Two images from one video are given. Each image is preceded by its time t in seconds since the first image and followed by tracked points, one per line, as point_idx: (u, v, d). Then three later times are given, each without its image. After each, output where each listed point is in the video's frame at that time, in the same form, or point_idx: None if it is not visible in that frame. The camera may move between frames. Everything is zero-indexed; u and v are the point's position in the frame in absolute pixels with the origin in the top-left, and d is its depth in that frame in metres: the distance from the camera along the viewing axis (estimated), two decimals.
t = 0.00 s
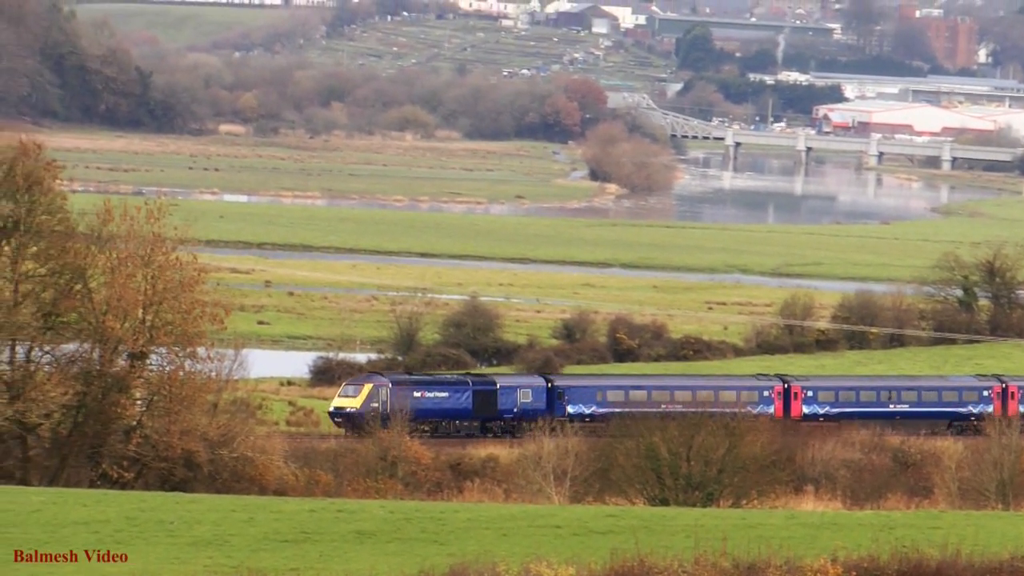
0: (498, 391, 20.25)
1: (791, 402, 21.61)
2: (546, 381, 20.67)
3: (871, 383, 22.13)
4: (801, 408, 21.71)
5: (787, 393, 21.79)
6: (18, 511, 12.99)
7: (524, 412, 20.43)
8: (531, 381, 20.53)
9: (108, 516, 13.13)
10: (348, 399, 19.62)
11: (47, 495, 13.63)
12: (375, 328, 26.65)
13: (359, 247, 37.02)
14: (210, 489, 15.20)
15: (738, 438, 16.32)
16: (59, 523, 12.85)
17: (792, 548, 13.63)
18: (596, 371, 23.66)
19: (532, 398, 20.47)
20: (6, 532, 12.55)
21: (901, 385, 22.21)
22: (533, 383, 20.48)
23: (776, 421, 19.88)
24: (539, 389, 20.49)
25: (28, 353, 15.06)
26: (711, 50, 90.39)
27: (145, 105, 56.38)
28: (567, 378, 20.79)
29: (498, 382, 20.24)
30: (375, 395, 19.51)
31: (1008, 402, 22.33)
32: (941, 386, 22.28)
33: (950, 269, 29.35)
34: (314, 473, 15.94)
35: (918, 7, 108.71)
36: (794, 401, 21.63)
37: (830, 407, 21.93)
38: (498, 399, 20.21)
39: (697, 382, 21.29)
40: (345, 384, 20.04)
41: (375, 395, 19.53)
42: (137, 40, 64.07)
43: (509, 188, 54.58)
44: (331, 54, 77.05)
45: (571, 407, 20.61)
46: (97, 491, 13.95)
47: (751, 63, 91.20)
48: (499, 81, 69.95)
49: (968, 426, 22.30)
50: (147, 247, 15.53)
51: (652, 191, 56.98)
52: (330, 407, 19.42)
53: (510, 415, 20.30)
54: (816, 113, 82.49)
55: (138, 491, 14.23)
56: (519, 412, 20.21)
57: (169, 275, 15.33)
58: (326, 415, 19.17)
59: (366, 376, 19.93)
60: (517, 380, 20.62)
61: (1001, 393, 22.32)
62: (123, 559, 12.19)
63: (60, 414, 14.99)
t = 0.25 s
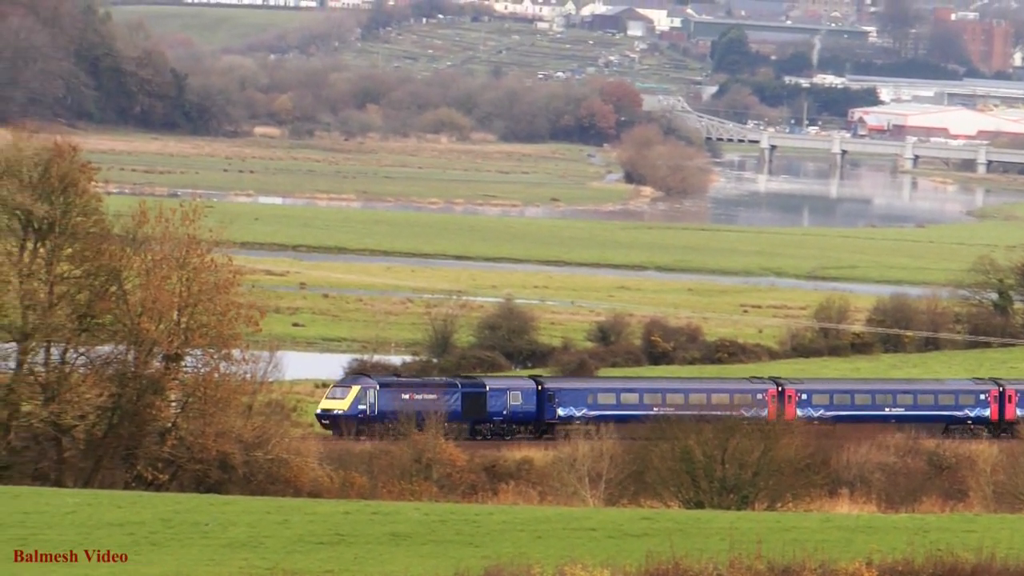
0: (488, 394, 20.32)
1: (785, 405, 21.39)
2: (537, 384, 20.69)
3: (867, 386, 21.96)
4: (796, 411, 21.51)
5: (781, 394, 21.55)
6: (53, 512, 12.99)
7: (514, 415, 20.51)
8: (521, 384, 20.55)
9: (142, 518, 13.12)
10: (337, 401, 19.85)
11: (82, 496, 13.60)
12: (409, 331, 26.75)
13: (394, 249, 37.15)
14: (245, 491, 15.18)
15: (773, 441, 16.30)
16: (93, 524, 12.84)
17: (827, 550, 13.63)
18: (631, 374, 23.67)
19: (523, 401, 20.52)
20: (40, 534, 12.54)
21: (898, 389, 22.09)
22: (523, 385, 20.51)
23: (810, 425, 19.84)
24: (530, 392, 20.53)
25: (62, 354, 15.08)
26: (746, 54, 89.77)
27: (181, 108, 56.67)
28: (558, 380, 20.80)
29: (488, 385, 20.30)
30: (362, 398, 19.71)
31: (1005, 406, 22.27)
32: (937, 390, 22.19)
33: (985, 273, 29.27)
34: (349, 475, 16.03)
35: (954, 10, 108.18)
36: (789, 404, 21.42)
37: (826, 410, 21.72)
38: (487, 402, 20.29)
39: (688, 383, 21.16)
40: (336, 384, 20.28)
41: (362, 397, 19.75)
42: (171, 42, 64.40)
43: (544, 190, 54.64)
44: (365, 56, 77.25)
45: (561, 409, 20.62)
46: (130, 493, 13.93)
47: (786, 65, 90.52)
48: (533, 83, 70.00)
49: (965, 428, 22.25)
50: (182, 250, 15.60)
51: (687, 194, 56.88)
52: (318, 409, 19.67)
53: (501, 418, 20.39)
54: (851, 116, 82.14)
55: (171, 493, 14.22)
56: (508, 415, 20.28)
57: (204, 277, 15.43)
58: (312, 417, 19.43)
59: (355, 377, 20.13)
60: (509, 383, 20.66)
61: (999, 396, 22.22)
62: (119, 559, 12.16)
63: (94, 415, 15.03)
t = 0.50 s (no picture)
0: (482, 395, 20.39)
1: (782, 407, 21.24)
2: (532, 384, 20.72)
3: (866, 388, 21.90)
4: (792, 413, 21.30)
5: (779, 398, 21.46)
6: (87, 512, 13.11)
7: (508, 416, 20.58)
8: (515, 385, 20.58)
9: (175, 518, 13.21)
10: (329, 401, 20.04)
11: (115, 496, 13.73)
12: (443, 332, 26.88)
13: (428, 250, 37.28)
14: (278, 492, 15.36)
15: (806, 444, 16.30)
16: (125, 525, 12.93)
17: (860, 553, 13.64)
18: (664, 376, 23.72)
19: (517, 402, 20.57)
20: (73, 535, 12.62)
21: (898, 391, 22.04)
22: (517, 387, 20.56)
23: (843, 427, 19.85)
24: (525, 394, 20.57)
25: (96, 355, 15.23)
26: (780, 56, 89.51)
27: (214, 108, 57.02)
28: (553, 381, 20.81)
29: (482, 386, 20.36)
30: (354, 399, 19.89)
31: (1005, 410, 22.19)
32: (937, 391, 22.15)
33: (1019, 275, 29.17)
34: (382, 475, 16.25)
35: (990, 13, 107.57)
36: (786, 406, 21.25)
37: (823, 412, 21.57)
38: (480, 403, 20.36)
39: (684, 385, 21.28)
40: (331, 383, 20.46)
41: (354, 398, 19.92)
42: (206, 43, 64.79)
43: (578, 192, 54.69)
44: (399, 56, 77.48)
45: (555, 411, 20.63)
46: (162, 494, 14.04)
47: (820, 67, 90.11)
48: (567, 85, 70.02)
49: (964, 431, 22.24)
50: (215, 250, 15.66)
51: (721, 196, 56.87)
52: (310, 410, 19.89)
53: (495, 419, 20.47)
54: (885, 118, 81.81)
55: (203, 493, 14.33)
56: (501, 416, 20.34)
57: (238, 277, 15.50)
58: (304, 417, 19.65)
59: (348, 377, 20.28)
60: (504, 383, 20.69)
61: (1000, 401, 22.12)
62: (117, 559, 12.15)
63: (128, 416, 15.24)
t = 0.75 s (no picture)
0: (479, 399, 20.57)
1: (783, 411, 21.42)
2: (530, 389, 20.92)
3: (868, 392, 22.15)
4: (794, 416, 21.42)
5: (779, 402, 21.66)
6: (123, 516, 13.18)
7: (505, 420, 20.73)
8: (513, 390, 20.78)
9: (212, 522, 13.28)
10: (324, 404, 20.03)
11: (151, 501, 13.84)
12: (479, 336, 27.01)
13: (464, 254, 37.45)
14: (314, 495, 15.65)
15: (843, 447, 16.33)
16: (162, 529, 12.99)
17: (897, 557, 13.67)
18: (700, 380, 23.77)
19: (515, 406, 20.75)
20: (110, 539, 12.67)
21: (901, 394, 22.33)
22: (516, 391, 20.75)
23: (879, 430, 19.86)
24: (523, 398, 20.77)
25: (132, 359, 15.45)
26: (817, 59, 89.26)
27: (251, 112, 57.47)
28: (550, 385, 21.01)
29: (479, 390, 20.54)
30: (350, 403, 19.92)
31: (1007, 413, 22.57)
32: (940, 395, 22.50)
33: None
34: (416, 479, 16.54)
35: None
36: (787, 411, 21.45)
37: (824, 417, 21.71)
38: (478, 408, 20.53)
39: (681, 389, 21.61)
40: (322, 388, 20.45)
41: (350, 402, 19.93)
42: (242, 46, 65.19)
43: (615, 196, 54.76)
44: (436, 60, 77.74)
45: (553, 414, 20.76)
46: (198, 498, 14.14)
47: (857, 72, 89.65)
48: (603, 88, 70.05)
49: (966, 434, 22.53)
50: (252, 255, 15.90)
51: (757, 200, 56.96)
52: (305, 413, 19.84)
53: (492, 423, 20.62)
54: (922, 121, 81.45)
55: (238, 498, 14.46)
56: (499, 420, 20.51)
57: (275, 281, 15.70)
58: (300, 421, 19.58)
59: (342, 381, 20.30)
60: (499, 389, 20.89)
61: (1001, 403, 22.54)
62: (118, 558, 12.23)
63: (165, 420, 15.39)
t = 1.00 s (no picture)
0: (476, 402, 20.90)
1: (785, 414, 21.75)
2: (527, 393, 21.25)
3: (871, 395, 22.34)
4: (796, 420, 21.74)
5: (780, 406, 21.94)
6: (161, 521, 13.16)
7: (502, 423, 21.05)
8: (510, 394, 21.10)
9: (249, 527, 13.31)
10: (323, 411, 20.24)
11: (188, 506, 13.88)
12: (516, 340, 27.20)
13: (501, 258, 37.65)
14: (352, 500, 15.64)
15: (880, 451, 16.38)
16: (199, 534, 12.96)
17: (934, 560, 13.72)
18: (738, 384, 23.82)
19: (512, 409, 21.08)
20: (148, 543, 12.63)
21: (903, 398, 22.55)
22: (512, 394, 21.09)
23: (917, 432, 19.91)
24: (519, 401, 21.09)
25: (170, 364, 15.68)
26: (854, 64, 89.57)
27: (287, 117, 57.87)
28: (547, 389, 21.35)
29: (476, 394, 20.89)
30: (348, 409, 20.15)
31: (1012, 417, 22.90)
32: (942, 398, 22.76)
33: None
34: (454, 483, 16.76)
35: None
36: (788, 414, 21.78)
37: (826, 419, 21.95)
38: (475, 411, 20.85)
39: (682, 393, 21.69)
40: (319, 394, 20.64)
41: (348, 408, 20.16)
42: (280, 52, 65.65)
43: (652, 199, 54.85)
44: (472, 64, 77.97)
45: (552, 418, 21.05)
46: (236, 503, 14.22)
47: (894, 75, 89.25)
48: (640, 92, 70.02)
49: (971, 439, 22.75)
50: (289, 259, 16.12)
51: (794, 205, 57.31)
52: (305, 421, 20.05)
53: (489, 426, 20.91)
54: (959, 124, 81.09)
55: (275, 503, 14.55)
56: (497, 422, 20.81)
57: (311, 286, 15.92)
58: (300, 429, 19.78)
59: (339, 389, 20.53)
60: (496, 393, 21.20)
61: (1007, 407, 22.88)
62: (124, 559, 12.18)
63: (202, 425, 15.52)
